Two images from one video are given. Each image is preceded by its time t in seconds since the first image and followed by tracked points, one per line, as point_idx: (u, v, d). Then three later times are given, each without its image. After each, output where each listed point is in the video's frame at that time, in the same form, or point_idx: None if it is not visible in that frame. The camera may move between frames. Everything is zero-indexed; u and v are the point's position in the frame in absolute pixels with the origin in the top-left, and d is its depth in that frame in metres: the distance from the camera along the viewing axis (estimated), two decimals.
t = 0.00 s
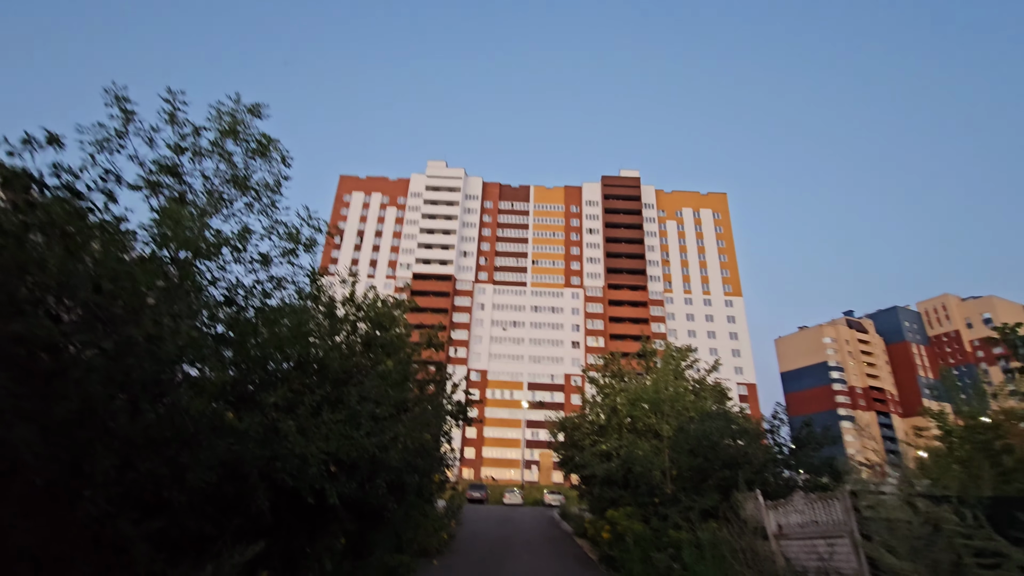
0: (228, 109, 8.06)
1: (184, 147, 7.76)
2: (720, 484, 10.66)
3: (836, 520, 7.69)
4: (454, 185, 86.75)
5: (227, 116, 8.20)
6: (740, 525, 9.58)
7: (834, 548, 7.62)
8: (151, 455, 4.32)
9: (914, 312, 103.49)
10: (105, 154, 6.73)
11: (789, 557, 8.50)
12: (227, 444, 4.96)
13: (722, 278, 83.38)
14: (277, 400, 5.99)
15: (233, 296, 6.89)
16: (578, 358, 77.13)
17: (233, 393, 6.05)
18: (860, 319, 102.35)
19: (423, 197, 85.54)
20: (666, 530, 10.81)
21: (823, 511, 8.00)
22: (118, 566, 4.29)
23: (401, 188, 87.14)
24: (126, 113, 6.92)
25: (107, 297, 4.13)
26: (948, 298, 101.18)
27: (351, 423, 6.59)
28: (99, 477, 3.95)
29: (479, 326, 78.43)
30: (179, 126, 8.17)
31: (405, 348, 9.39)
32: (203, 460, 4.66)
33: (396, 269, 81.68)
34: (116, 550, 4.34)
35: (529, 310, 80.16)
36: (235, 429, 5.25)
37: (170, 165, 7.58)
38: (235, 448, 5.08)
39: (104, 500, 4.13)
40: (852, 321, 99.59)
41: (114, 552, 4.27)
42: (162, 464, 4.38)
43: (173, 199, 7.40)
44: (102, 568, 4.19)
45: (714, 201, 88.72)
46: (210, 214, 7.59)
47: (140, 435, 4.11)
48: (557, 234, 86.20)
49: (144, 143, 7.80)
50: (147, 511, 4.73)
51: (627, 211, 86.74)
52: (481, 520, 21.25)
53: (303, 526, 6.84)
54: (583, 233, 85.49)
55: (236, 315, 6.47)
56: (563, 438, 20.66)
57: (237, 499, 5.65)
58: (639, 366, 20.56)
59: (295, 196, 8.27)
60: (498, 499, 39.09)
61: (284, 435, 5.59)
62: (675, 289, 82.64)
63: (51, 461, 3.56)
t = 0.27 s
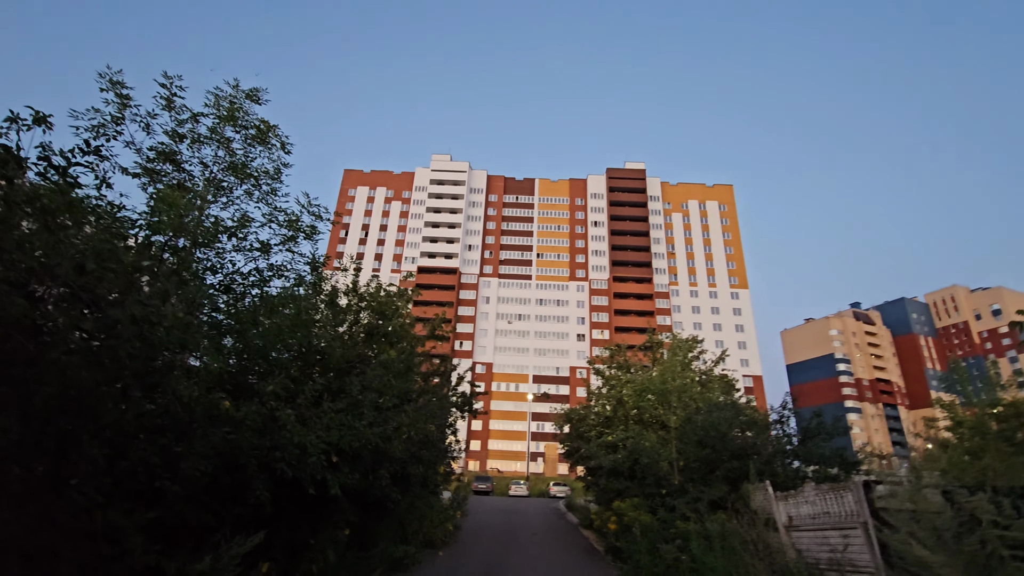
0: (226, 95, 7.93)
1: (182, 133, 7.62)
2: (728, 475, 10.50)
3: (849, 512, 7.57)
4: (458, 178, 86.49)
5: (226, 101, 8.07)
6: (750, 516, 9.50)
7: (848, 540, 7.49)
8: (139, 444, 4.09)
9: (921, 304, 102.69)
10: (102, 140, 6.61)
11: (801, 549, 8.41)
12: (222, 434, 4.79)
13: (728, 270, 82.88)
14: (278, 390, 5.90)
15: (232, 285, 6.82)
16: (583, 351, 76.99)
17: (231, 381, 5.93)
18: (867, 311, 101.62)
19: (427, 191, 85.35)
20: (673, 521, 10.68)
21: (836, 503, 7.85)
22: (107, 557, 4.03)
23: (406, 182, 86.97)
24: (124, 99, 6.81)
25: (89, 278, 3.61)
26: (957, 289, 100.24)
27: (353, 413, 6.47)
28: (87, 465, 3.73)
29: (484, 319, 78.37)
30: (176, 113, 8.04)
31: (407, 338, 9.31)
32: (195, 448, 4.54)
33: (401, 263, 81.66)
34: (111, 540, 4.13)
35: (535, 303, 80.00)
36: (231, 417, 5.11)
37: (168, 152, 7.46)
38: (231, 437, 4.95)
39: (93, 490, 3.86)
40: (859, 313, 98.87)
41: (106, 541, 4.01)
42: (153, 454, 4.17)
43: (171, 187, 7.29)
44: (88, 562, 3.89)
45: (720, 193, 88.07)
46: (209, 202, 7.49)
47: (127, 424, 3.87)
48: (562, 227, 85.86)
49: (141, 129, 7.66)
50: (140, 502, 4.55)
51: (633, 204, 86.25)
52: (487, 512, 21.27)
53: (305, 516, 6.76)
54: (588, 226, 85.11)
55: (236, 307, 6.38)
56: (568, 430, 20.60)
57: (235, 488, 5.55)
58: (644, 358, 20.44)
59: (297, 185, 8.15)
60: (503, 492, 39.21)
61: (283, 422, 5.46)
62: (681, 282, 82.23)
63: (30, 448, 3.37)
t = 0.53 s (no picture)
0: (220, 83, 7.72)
1: (174, 122, 7.42)
2: (739, 465, 10.29)
3: (866, 501, 7.37)
4: (461, 172, 86.14)
5: (220, 90, 7.86)
6: (762, 507, 9.31)
7: (865, 530, 7.28)
8: (128, 439, 3.91)
9: (929, 292, 101.86)
10: (92, 129, 6.42)
11: (814, 539, 8.23)
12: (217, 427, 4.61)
13: (733, 261, 82.36)
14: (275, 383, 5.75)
15: (227, 277, 6.67)
16: (589, 345, 76.79)
17: (227, 375, 5.77)
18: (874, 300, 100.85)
19: (430, 186, 85.08)
20: (683, 513, 10.48)
21: (852, 492, 7.65)
22: (96, 557, 3.78)
23: (408, 178, 86.72)
24: (114, 87, 6.61)
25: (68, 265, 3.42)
26: (965, 277, 99.26)
27: (353, 406, 6.32)
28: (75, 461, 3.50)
29: (489, 314, 78.25)
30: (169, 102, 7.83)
31: (409, 329, 9.18)
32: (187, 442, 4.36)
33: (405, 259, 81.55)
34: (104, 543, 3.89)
35: (539, 297, 79.78)
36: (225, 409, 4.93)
37: (161, 142, 7.26)
38: (227, 431, 4.80)
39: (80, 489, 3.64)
40: (867, 302, 98.09)
41: (95, 541, 3.75)
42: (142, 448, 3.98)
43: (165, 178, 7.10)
44: (76, 564, 3.64)
45: (725, 183, 87.40)
46: (204, 193, 7.29)
47: (114, 416, 3.67)
48: (565, 220, 85.47)
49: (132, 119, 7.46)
50: (130, 499, 4.36)
51: (637, 196, 85.74)
52: (493, 506, 21.12)
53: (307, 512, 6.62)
54: (592, 218, 84.69)
55: (231, 299, 6.25)
56: (574, 423, 20.41)
57: (232, 483, 5.41)
58: (651, 349, 20.16)
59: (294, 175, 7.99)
60: (510, 486, 39.18)
61: (282, 415, 5.30)
62: (686, 273, 81.79)
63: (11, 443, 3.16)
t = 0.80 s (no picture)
0: (214, 78, 7.54)
1: (167, 118, 7.25)
2: (750, 460, 10.08)
3: (883, 495, 7.15)
4: (464, 169, 85.87)
5: (214, 85, 7.65)
6: (774, 502, 9.14)
7: (883, 525, 7.06)
8: (112, 445, 3.79)
9: (939, 281, 100.76)
10: (81, 127, 6.25)
11: (829, 533, 8.04)
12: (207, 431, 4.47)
13: (740, 254, 81.75)
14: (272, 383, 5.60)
15: (223, 276, 6.51)
16: (595, 340, 76.52)
17: (221, 376, 5.59)
18: (883, 290, 99.84)
19: (434, 184, 84.94)
20: (694, 509, 10.26)
21: (868, 486, 7.44)
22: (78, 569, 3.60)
23: (412, 175, 86.61)
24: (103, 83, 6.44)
25: (40, 262, 3.30)
26: (975, 265, 98.04)
27: (354, 405, 6.15)
28: (48, 468, 3.31)
29: (495, 310, 78.13)
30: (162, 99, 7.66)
31: (412, 326, 9.03)
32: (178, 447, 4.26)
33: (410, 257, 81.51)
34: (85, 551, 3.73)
35: (545, 292, 79.55)
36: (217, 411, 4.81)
37: (154, 139, 7.07)
38: (217, 435, 4.61)
39: (57, 494, 3.46)
40: (876, 292, 97.16)
41: (78, 552, 3.58)
42: (123, 454, 3.82)
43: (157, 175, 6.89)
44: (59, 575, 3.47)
45: (730, 175, 86.69)
46: (198, 191, 7.11)
47: (95, 421, 3.56)
48: (570, 215, 85.12)
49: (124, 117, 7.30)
50: (119, 506, 4.24)
51: (641, 189, 85.20)
52: (503, 503, 21.06)
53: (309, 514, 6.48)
54: (596, 213, 84.26)
55: (225, 297, 6.10)
56: (583, 419, 20.30)
57: (227, 486, 5.26)
58: (658, 343, 20.00)
59: (291, 171, 7.81)
60: (519, 482, 39.18)
61: (277, 416, 5.14)
62: (693, 267, 81.26)
63: None
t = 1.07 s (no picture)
0: (204, 71, 7.37)
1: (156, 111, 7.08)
2: (755, 456, 9.90)
3: (893, 491, 6.99)
4: (463, 168, 85.65)
5: (204, 78, 7.47)
6: (781, 499, 8.99)
7: (893, 522, 6.91)
8: (90, 446, 3.62)
9: (939, 276, 100.59)
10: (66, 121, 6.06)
11: (836, 530, 7.88)
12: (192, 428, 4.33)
13: (740, 250, 81.59)
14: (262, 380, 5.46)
15: (214, 272, 6.35)
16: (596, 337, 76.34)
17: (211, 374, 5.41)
18: (884, 286, 99.68)
19: (433, 183, 84.72)
20: (699, 506, 10.08)
21: (877, 481, 7.27)
22: (57, 575, 3.45)
23: (411, 175, 86.40)
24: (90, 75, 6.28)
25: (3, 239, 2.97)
26: (975, 260, 97.86)
27: (350, 403, 6.00)
28: (20, 470, 3.14)
29: (495, 309, 77.96)
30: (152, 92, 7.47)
31: (409, 322, 8.88)
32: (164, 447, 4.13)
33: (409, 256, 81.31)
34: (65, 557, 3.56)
35: (545, 291, 79.36)
36: (204, 410, 4.68)
37: (143, 132, 6.89)
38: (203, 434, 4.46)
39: (31, 498, 3.29)
40: (876, 288, 97.01)
41: (60, 558, 3.44)
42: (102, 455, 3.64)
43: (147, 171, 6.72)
44: None
45: (730, 171, 86.49)
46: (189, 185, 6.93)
47: (73, 422, 3.43)
48: (569, 212, 84.90)
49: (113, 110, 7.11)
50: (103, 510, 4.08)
51: (641, 186, 84.99)
52: (504, 502, 20.83)
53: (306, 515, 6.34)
54: (596, 210, 84.04)
55: (215, 293, 5.96)
56: (583, 417, 20.09)
57: (217, 487, 5.11)
58: (659, 340, 19.80)
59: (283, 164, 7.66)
60: (521, 480, 39.02)
61: (267, 413, 4.99)
62: (693, 263, 81.10)
63: None
